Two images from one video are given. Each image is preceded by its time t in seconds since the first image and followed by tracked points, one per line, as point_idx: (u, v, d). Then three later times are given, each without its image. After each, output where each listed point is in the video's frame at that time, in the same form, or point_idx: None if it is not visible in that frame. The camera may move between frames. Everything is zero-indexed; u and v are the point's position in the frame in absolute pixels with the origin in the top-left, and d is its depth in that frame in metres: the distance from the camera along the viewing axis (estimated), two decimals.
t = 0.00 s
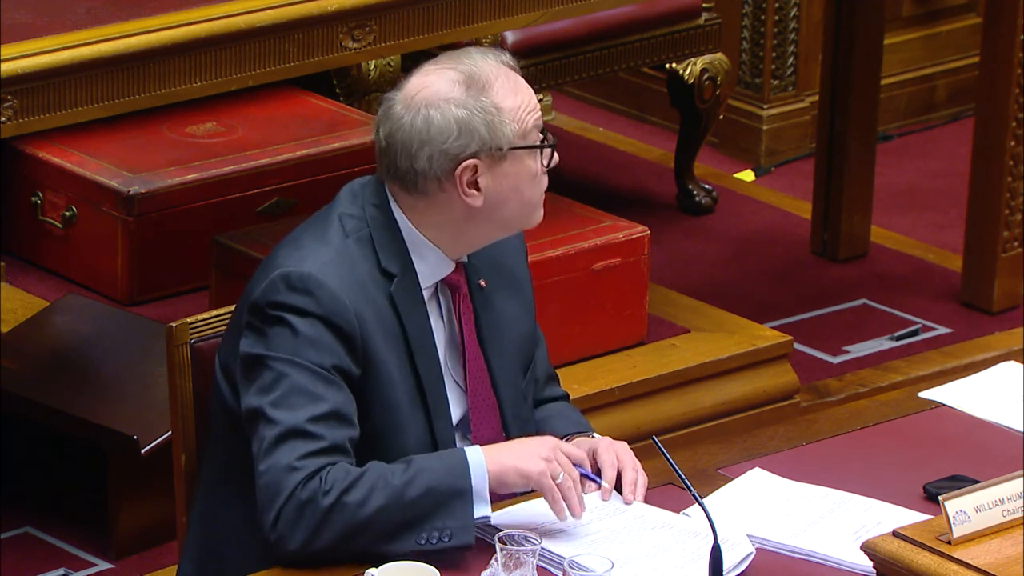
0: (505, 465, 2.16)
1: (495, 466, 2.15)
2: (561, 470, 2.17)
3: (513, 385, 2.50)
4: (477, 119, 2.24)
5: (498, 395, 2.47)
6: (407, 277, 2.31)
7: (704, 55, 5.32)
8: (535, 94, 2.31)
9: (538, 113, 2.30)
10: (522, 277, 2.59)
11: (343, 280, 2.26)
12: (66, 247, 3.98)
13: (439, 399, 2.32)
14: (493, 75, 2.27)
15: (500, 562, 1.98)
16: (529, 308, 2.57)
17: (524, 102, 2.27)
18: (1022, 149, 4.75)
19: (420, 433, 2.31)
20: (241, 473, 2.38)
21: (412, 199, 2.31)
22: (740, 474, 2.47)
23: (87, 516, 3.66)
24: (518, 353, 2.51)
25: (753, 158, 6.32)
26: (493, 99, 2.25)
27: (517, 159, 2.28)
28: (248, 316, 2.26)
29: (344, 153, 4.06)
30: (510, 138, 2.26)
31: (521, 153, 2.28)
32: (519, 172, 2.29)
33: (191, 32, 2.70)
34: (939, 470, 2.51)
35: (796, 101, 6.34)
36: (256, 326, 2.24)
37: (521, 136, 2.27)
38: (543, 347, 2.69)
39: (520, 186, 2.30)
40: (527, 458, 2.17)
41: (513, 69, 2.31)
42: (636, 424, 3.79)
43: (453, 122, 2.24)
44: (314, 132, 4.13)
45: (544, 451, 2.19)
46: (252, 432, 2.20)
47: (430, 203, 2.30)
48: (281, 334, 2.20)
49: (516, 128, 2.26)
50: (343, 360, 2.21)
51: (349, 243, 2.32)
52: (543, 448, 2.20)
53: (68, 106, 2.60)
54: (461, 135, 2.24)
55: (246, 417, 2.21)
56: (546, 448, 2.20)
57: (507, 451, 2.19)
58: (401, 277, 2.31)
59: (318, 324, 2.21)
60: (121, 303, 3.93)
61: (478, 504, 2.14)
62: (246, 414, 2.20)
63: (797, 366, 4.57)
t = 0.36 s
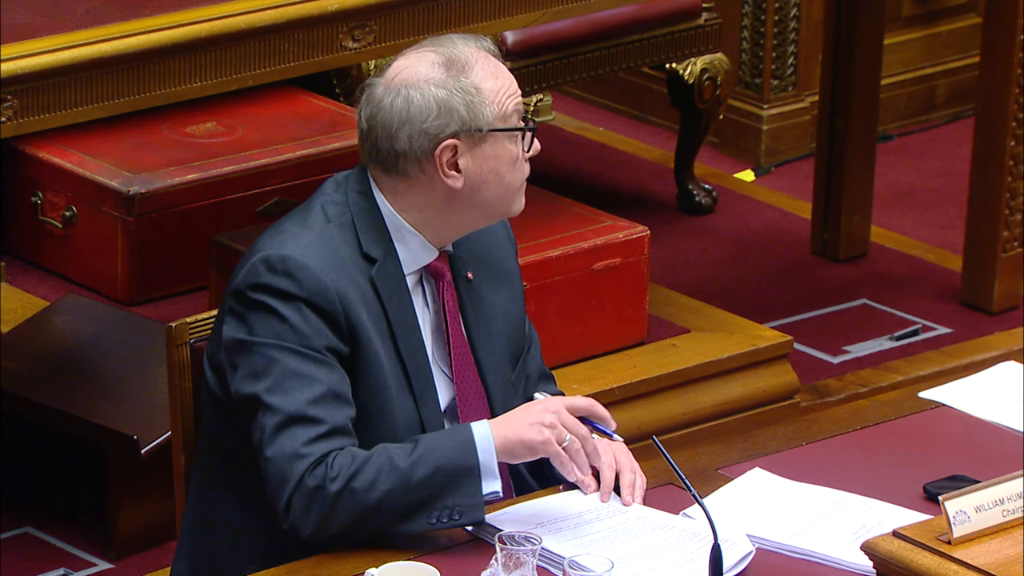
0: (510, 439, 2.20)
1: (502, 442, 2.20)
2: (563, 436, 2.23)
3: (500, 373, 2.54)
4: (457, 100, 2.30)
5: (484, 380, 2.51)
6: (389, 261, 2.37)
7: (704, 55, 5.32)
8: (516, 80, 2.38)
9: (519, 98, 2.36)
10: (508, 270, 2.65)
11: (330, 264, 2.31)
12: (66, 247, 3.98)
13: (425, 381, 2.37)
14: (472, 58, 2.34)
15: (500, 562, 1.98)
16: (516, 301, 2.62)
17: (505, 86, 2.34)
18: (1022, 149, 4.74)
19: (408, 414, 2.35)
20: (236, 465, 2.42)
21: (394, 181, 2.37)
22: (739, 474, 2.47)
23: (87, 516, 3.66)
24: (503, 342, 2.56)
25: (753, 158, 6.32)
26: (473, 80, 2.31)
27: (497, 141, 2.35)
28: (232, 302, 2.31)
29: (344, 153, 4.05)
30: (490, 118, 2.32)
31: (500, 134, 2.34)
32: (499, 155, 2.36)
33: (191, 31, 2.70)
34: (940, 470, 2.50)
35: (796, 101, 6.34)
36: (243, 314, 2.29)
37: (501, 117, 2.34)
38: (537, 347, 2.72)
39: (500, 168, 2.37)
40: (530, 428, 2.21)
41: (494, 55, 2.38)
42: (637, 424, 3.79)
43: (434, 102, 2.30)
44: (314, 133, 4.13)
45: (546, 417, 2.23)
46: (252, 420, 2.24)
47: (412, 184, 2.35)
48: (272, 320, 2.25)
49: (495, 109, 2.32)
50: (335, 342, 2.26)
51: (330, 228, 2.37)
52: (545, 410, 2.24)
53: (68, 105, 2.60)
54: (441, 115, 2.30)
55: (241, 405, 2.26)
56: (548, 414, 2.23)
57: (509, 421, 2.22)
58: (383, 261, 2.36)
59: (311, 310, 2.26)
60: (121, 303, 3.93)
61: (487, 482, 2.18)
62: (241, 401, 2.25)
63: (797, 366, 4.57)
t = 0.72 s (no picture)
0: (538, 506, 2.22)
1: (530, 510, 2.23)
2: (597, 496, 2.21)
3: (488, 358, 2.59)
4: (430, 76, 2.41)
5: (471, 361, 2.56)
6: (370, 242, 2.44)
7: (704, 55, 5.32)
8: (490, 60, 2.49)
9: (493, 76, 2.47)
10: (496, 259, 2.69)
11: (318, 245, 2.38)
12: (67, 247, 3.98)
13: (416, 358, 2.43)
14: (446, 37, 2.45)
15: (500, 562, 1.98)
16: (504, 289, 2.67)
17: (479, 64, 2.44)
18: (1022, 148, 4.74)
19: (400, 388, 2.42)
20: (224, 452, 2.46)
21: (371, 161, 2.45)
22: (739, 474, 2.47)
23: (88, 516, 3.66)
24: (491, 327, 2.61)
25: (753, 158, 6.33)
26: (447, 57, 2.42)
27: (471, 118, 2.45)
28: (217, 284, 2.37)
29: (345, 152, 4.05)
30: (464, 94, 2.42)
31: (474, 110, 2.44)
32: (472, 132, 2.45)
33: (191, 31, 3.07)
34: (940, 470, 2.51)
35: (796, 101, 6.34)
36: (232, 298, 2.35)
37: (475, 94, 2.43)
38: (526, 341, 2.77)
39: (474, 145, 2.46)
40: (558, 495, 2.21)
41: (467, 36, 2.49)
42: (637, 424, 3.78)
43: (408, 77, 2.40)
44: (315, 133, 4.13)
45: (572, 478, 2.23)
46: (254, 401, 2.31)
47: (388, 162, 2.44)
48: (268, 303, 2.32)
49: (468, 85, 2.42)
50: (330, 320, 2.35)
51: (310, 210, 2.43)
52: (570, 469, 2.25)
53: (69, 105, 3.04)
54: (415, 89, 2.40)
55: (240, 388, 2.33)
56: (575, 476, 2.23)
57: (538, 487, 2.23)
58: (364, 242, 2.43)
59: (308, 292, 2.34)
60: (122, 303, 3.93)
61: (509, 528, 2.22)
62: (240, 384, 2.32)
63: (797, 366, 4.57)
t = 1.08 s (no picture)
0: (536, 508, 2.23)
1: (529, 513, 2.23)
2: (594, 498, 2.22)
3: (489, 359, 2.59)
4: (422, 84, 2.41)
5: (473, 363, 2.56)
6: (368, 245, 2.43)
7: (704, 55, 5.31)
8: (487, 64, 2.48)
9: (489, 81, 2.47)
10: (495, 260, 2.70)
11: (316, 251, 2.38)
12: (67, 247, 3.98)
13: (416, 361, 2.43)
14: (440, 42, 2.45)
15: (500, 562, 1.98)
16: (504, 290, 2.68)
17: (473, 71, 2.44)
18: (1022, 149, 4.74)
19: (402, 390, 2.42)
20: (223, 456, 2.45)
21: (365, 167, 2.46)
22: (739, 474, 2.47)
23: (87, 516, 3.66)
24: (493, 329, 2.62)
25: (753, 158, 6.33)
26: (439, 63, 2.42)
27: (464, 125, 2.45)
28: (215, 291, 2.37)
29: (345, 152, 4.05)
30: (456, 101, 2.43)
31: (467, 117, 2.44)
32: (466, 139, 2.46)
33: (190, 30, 3.07)
34: (940, 471, 2.50)
35: (796, 101, 6.34)
36: (232, 306, 2.35)
37: (467, 101, 2.44)
38: (528, 342, 2.77)
39: (467, 151, 2.47)
40: (555, 498, 2.22)
41: (465, 40, 2.49)
42: (638, 424, 3.78)
43: (400, 84, 2.41)
44: (315, 133, 4.13)
45: (568, 479, 2.23)
46: (253, 410, 2.31)
47: (381, 168, 2.44)
48: (268, 312, 2.32)
49: (460, 92, 2.43)
50: (328, 328, 2.35)
51: (308, 214, 2.43)
52: (566, 471, 2.24)
53: (69, 105, 3.06)
54: (406, 96, 2.41)
55: (239, 396, 2.33)
56: (571, 479, 2.22)
57: (535, 489, 2.24)
58: (362, 246, 2.43)
59: (306, 300, 2.34)
60: (122, 303, 3.93)
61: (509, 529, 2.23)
62: (239, 392, 2.32)
63: (797, 366, 4.57)
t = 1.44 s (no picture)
0: (536, 508, 2.23)
1: (528, 512, 2.23)
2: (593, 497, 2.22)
3: (488, 359, 2.59)
4: (415, 90, 2.41)
5: (472, 364, 2.57)
6: (363, 248, 2.44)
7: (704, 55, 5.31)
8: (480, 67, 2.48)
9: (482, 84, 2.46)
10: (494, 259, 2.70)
11: (313, 254, 2.38)
12: (67, 247, 3.98)
13: (414, 362, 2.43)
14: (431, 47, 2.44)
15: (500, 562, 1.98)
16: (502, 289, 2.68)
17: (465, 75, 2.44)
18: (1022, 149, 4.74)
19: (400, 393, 2.42)
20: (220, 458, 2.45)
21: (360, 171, 2.45)
22: (739, 474, 2.47)
23: (87, 516, 3.66)
24: (491, 330, 2.62)
25: (753, 158, 6.33)
26: (431, 69, 2.41)
27: (458, 129, 2.45)
28: (213, 295, 2.37)
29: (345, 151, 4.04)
30: (449, 106, 2.43)
31: (461, 121, 2.45)
32: (459, 144, 2.46)
33: (190, 31, 3.06)
34: (940, 471, 2.50)
35: (796, 101, 6.34)
36: (229, 312, 2.35)
37: (461, 105, 2.44)
38: (527, 341, 2.77)
39: (461, 155, 2.47)
40: (554, 498, 2.22)
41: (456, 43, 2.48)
42: (638, 424, 3.78)
43: (392, 92, 2.41)
44: (314, 133, 4.13)
45: (567, 479, 2.23)
46: (252, 414, 2.31)
47: (376, 174, 2.44)
48: (265, 317, 2.32)
49: (453, 96, 2.43)
50: (326, 332, 2.35)
51: (304, 217, 2.43)
52: (564, 472, 2.24)
53: (69, 104, 3.06)
54: (399, 103, 2.41)
55: (237, 401, 2.33)
56: (569, 479, 2.23)
57: (534, 489, 2.24)
58: (357, 248, 2.43)
59: (303, 304, 2.34)
60: (122, 303, 3.93)
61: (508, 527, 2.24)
62: (237, 397, 2.32)
63: (797, 366, 4.57)
